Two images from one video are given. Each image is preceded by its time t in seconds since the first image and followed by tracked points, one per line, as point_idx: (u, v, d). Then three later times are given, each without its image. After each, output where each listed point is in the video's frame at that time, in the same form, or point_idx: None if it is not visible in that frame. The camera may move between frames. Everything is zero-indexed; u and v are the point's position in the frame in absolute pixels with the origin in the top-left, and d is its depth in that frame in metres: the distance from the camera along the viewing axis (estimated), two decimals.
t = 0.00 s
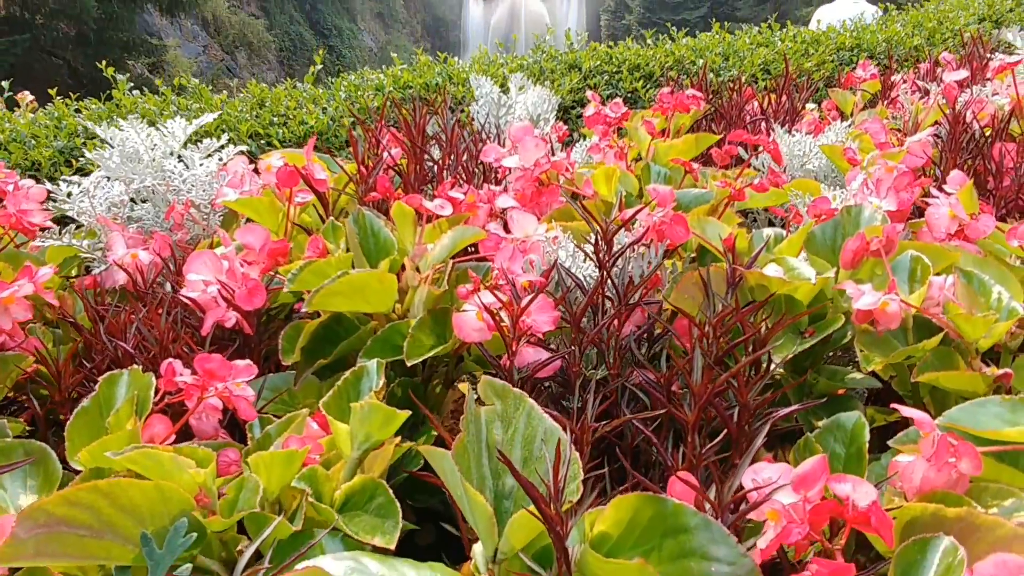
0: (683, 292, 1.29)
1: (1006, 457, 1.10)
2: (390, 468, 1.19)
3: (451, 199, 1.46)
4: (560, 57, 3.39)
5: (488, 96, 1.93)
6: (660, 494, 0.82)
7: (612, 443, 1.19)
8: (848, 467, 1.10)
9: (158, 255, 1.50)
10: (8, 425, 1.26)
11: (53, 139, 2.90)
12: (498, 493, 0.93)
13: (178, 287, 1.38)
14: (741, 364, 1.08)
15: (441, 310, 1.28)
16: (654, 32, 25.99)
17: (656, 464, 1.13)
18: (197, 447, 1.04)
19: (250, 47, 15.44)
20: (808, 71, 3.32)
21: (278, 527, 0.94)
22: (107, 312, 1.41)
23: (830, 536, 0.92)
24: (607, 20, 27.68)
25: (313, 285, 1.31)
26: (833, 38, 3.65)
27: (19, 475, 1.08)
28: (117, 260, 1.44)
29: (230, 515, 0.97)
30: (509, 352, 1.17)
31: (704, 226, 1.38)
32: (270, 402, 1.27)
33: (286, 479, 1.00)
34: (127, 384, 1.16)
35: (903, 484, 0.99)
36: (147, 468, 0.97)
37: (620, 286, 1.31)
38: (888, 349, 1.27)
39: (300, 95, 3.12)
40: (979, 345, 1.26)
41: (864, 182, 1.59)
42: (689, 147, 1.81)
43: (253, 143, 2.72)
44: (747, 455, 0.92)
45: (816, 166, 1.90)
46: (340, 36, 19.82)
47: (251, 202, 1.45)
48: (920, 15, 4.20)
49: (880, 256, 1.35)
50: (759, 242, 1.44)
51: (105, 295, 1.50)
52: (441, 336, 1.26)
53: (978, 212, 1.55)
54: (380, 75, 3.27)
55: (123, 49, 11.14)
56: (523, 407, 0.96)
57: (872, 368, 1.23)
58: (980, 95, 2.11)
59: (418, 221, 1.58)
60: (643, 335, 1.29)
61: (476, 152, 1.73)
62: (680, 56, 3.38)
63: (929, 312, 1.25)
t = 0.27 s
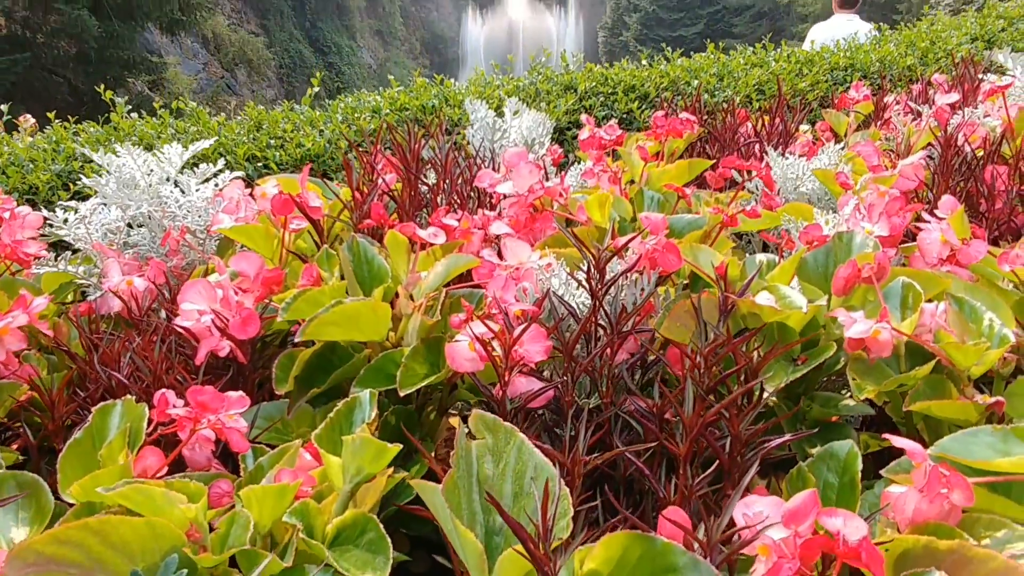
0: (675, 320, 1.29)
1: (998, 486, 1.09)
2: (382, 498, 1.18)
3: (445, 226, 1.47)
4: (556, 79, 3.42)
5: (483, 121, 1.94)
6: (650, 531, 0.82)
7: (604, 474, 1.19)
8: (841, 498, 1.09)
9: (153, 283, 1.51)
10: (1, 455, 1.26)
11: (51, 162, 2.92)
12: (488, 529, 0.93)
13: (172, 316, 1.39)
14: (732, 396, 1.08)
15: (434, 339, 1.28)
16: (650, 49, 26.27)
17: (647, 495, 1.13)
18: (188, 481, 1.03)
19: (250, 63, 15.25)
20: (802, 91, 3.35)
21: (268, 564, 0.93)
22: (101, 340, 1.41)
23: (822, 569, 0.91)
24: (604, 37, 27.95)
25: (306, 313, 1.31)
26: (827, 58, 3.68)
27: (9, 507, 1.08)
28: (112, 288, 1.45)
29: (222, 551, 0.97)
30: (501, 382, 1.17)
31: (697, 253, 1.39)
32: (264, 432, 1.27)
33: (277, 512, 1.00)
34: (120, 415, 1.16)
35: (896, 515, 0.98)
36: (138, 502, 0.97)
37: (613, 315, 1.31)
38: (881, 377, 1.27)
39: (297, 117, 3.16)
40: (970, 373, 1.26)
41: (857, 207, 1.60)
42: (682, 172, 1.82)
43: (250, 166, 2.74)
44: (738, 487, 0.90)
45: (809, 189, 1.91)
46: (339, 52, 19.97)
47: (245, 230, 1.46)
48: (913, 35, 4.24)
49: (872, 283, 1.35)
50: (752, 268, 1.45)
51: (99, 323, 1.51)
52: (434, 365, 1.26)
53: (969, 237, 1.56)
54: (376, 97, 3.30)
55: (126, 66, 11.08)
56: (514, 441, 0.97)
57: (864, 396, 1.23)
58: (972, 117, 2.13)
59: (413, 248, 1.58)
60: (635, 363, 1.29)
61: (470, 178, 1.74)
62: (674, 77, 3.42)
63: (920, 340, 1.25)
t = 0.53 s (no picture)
0: (670, 354, 1.29)
1: (994, 522, 1.09)
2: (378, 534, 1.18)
3: (442, 257, 1.48)
4: (553, 103, 3.44)
5: (480, 150, 1.97)
6: None
7: (600, 510, 1.18)
8: (837, 535, 1.08)
9: (150, 314, 1.51)
10: None
11: (50, 189, 2.93)
12: (484, 571, 0.93)
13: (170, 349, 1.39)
14: (727, 432, 1.08)
15: (430, 373, 1.29)
16: (648, 68, 26.42)
17: (643, 531, 1.13)
18: (183, 520, 1.03)
19: (250, 83, 15.60)
20: (798, 114, 3.39)
21: None
22: (98, 372, 1.41)
23: None
24: (602, 55, 28.09)
25: (303, 347, 1.32)
26: (822, 81, 3.72)
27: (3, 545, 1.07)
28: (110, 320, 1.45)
29: None
30: (496, 418, 1.17)
31: (691, 285, 1.40)
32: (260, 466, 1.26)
33: (272, 552, 1.00)
34: (117, 450, 1.16)
35: (891, 552, 0.98)
36: (132, 543, 0.96)
37: (609, 348, 1.31)
38: (876, 410, 1.27)
39: (296, 143, 3.18)
40: (966, 406, 1.27)
41: (851, 237, 1.61)
42: (678, 202, 1.83)
43: (248, 193, 2.76)
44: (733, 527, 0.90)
45: (804, 216, 1.93)
46: (339, 72, 19.96)
47: (243, 262, 1.47)
48: (908, 58, 4.28)
49: (866, 315, 1.36)
50: (747, 299, 1.46)
51: (96, 354, 1.51)
52: (430, 399, 1.26)
53: (963, 267, 1.57)
54: (375, 122, 3.33)
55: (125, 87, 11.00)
56: (509, 481, 0.96)
57: (860, 430, 1.23)
58: (966, 143, 2.15)
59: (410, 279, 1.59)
60: (631, 396, 1.29)
61: (468, 207, 1.76)
62: (671, 102, 3.44)
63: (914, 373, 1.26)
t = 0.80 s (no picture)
0: (667, 381, 1.29)
1: (993, 555, 1.08)
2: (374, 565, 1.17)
3: (440, 283, 1.49)
4: (551, 125, 3.46)
5: (478, 174, 1.98)
6: None
7: (598, 540, 1.18)
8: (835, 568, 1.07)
9: (148, 339, 1.51)
10: None
11: (49, 213, 2.93)
12: None
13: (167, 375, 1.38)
14: (723, 462, 1.08)
15: (427, 402, 1.28)
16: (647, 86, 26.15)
17: (641, 563, 1.12)
18: (179, 553, 1.02)
19: (249, 101, 15.51)
20: (794, 135, 3.42)
21: None
22: (95, 399, 1.41)
23: None
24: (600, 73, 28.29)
25: (300, 375, 1.31)
26: (819, 102, 3.74)
27: None
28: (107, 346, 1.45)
29: None
30: (493, 447, 1.16)
31: (688, 312, 1.40)
32: (256, 495, 1.25)
33: None
34: (113, 480, 1.16)
35: None
36: None
37: (605, 376, 1.32)
38: (874, 438, 1.27)
39: (295, 165, 3.20)
40: (963, 434, 1.27)
41: (847, 262, 1.61)
42: (674, 227, 1.84)
43: (247, 215, 2.77)
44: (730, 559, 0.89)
45: (801, 240, 1.94)
46: (338, 89, 19.99)
47: (241, 288, 1.47)
48: (903, 78, 4.32)
49: (864, 341, 1.35)
50: (744, 325, 1.46)
51: (94, 380, 1.51)
52: (427, 428, 1.26)
53: (959, 292, 1.57)
54: (373, 145, 3.34)
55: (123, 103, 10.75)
56: (505, 514, 0.96)
57: (857, 459, 1.22)
58: (961, 166, 2.16)
59: (408, 304, 1.59)
60: (629, 424, 1.29)
61: (465, 232, 1.76)
62: (668, 123, 3.46)
63: (912, 401, 1.25)
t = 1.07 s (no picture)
0: (664, 406, 1.29)
1: None
2: None
3: (437, 305, 1.50)
4: (549, 143, 3.47)
5: (476, 193, 1.99)
6: None
7: (596, 567, 1.17)
8: None
9: (145, 361, 1.50)
10: None
11: (48, 231, 2.94)
12: None
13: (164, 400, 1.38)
14: (720, 489, 1.07)
15: (424, 426, 1.28)
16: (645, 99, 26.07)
17: None
18: None
19: (250, 114, 15.74)
20: (792, 152, 3.44)
21: None
22: (92, 423, 1.40)
23: None
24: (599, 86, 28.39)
25: (297, 399, 1.31)
26: (815, 118, 3.77)
27: None
28: (105, 368, 1.44)
29: None
30: (490, 472, 1.16)
31: (685, 336, 1.40)
32: (252, 519, 1.25)
33: None
34: (108, 505, 1.15)
35: None
36: None
37: (602, 400, 1.32)
38: (871, 462, 1.26)
39: (295, 184, 3.22)
40: (960, 458, 1.26)
41: (844, 283, 1.62)
42: (671, 248, 1.85)
43: (245, 233, 2.77)
44: None
45: (798, 259, 1.94)
46: (338, 103, 20.00)
47: (239, 310, 1.47)
48: (900, 95, 4.33)
49: (860, 365, 1.35)
50: (741, 347, 1.46)
51: (91, 402, 1.50)
52: (424, 452, 1.26)
53: (954, 314, 1.58)
54: (372, 164, 3.34)
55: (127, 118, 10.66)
56: (501, 543, 0.96)
57: (854, 484, 1.22)
58: (957, 184, 2.16)
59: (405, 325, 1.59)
60: (626, 448, 1.29)
61: (463, 253, 1.77)
62: (666, 141, 3.48)
63: (908, 425, 1.25)
